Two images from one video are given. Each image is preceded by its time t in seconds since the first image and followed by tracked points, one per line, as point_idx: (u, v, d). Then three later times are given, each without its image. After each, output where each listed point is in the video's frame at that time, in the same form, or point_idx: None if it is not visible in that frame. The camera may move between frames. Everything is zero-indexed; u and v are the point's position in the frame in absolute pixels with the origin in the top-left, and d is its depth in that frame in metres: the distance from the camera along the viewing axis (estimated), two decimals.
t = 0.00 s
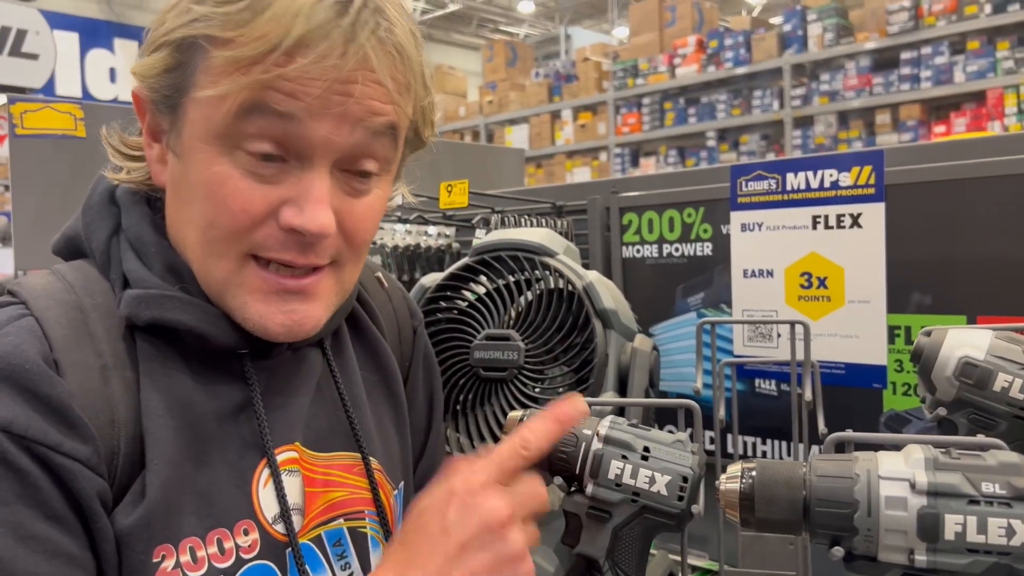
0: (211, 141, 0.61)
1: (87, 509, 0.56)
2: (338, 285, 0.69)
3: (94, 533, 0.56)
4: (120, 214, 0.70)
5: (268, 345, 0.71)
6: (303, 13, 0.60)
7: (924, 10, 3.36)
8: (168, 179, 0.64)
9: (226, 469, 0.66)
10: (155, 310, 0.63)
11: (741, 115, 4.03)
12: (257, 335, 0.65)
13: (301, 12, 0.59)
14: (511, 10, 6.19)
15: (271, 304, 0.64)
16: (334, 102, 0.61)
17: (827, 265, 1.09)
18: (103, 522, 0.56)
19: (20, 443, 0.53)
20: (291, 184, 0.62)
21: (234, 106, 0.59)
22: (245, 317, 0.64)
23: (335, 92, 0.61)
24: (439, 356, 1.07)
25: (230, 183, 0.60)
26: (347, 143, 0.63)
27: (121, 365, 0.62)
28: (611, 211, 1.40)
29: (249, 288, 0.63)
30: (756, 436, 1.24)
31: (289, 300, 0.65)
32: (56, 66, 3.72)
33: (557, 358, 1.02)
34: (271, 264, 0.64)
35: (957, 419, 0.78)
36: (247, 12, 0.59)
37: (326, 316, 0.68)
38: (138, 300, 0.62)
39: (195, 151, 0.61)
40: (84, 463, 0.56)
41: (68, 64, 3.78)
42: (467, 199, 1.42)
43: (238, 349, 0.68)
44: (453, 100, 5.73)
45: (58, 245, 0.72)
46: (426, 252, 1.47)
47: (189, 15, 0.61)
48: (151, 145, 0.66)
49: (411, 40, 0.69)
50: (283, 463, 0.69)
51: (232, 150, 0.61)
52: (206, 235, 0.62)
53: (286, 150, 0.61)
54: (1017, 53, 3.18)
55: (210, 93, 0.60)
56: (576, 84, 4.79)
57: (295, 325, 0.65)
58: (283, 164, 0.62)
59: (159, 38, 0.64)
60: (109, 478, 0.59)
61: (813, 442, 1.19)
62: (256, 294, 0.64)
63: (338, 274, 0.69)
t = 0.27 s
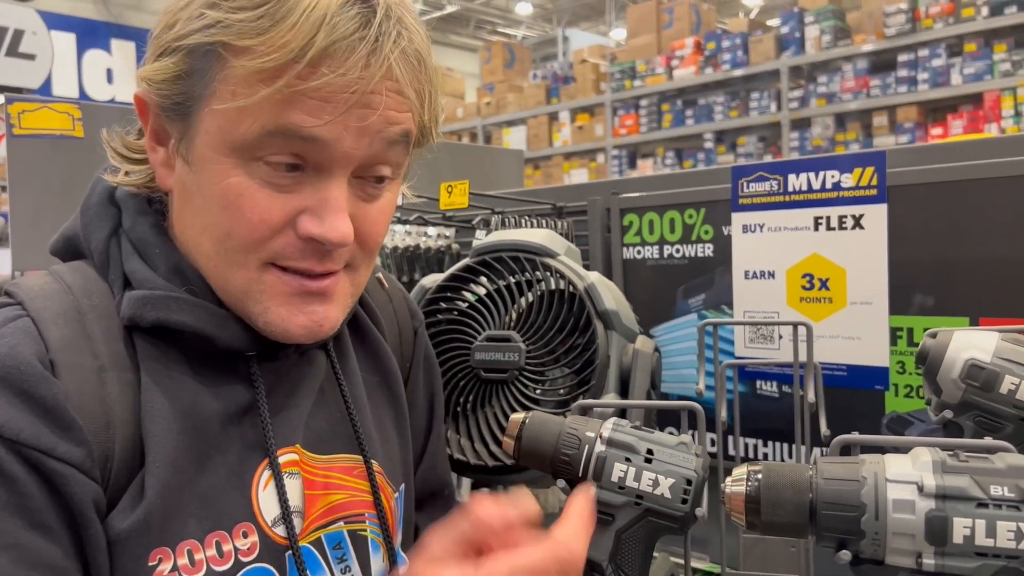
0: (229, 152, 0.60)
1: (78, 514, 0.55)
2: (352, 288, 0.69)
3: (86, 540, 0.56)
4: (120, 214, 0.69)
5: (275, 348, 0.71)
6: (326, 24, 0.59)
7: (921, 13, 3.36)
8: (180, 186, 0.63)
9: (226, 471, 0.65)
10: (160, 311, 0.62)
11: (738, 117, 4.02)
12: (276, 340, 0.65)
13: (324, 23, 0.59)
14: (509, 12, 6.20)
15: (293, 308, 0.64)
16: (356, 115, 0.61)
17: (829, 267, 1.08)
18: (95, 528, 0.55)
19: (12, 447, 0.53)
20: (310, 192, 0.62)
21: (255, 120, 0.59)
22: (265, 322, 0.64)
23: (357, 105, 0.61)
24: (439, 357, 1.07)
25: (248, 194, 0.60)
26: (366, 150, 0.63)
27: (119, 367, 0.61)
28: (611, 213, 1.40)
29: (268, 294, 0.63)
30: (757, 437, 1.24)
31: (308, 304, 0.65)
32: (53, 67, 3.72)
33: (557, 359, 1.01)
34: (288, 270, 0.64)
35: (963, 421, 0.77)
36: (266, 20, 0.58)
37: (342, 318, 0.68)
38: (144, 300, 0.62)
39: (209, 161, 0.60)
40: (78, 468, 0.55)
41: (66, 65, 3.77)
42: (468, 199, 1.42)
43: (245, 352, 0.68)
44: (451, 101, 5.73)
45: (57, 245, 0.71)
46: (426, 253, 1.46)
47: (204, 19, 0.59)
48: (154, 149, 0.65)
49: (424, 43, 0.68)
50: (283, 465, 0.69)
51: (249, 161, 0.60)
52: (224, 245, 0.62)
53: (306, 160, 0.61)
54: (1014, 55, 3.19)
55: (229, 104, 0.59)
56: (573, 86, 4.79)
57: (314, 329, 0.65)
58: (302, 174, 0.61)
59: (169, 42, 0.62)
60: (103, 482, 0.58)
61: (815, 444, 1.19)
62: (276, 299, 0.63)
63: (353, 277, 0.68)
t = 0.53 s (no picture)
0: (236, 149, 0.60)
1: (67, 522, 0.55)
2: (353, 291, 0.70)
3: (75, 549, 0.56)
4: (122, 215, 0.69)
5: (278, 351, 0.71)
6: (339, 24, 0.59)
7: (917, 16, 3.39)
8: (184, 182, 0.63)
9: (226, 474, 0.65)
10: (162, 314, 0.62)
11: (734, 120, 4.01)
12: (272, 341, 0.65)
13: (337, 23, 0.59)
14: (506, 14, 6.22)
15: (291, 309, 0.64)
16: (366, 115, 0.61)
17: (828, 268, 1.09)
18: (84, 537, 0.55)
19: (2, 456, 0.53)
20: (315, 193, 0.62)
21: (264, 117, 0.59)
22: (261, 323, 0.64)
23: (368, 105, 0.61)
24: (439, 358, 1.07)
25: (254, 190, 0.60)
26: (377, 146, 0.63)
27: (119, 371, 0.60)
28: (610, 214, 1.40)
29: (266, 294, 0.63)
30: (755, 438, 1.24)
31: (306, 306, 0.65)
32: (49, 68, 3.71)
33: (557, 361, 1.01)
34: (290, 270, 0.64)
35: (962, 422, 0.78)
36: (279, 19, 0.58)
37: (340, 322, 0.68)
38: (146, 302, 0.62)
39: (216, 159, 0.60)
40: (69, 476, 0.55)
41: (62, 66, 3.76)
42: (467, 200, 1.42)
43: (248, 355, 0.67)
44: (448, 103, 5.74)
45: (59, 246, 0.71)
46: (425, 254, 1.46)
47: (218, 17, 0.59)
48: (162, 148, 0.65)
49: (437, 47, 0.69)
50: (283, 467, 0.69)
51: (257, 159, 0.60)
52: (226, 241, 0.61)
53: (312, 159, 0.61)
54: (1009, 58, 3.20)
55: (239, 101, 0.59)
56: (570, 88, 4.80)
57: (312, 333, 0.65)
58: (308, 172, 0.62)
59: (179, 39, 0.61)
60: (96, 487, 0.58)
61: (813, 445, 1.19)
62: (274, 300, 0.64)
63: (354, 280, 0.69)
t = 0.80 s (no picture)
0: (241, 132, 0.61)
1: (69, 526, 0.55)
2: (346, 293, 0.69)
3: (76, 552, 0.55)
4: (123, 217, 0.69)
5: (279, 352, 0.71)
6: (350, 15, 0.61)
7: (912, 19, 3.40)
8: (189, 167, 0.64)
9: (226, 476, 0.65)
10: (164, 316, 0.62)
11: (731, 122, 4.04)
12: (259, 334, 0.64)
13: (349, 13, 0.61)
14: (503, 16, 6.22)
15: (278, 302, 0.64)
16: (368, 107, 0.62)
17: (826, 271, 1.09)
18: (85, 541, 0.55)
19: (4, 459, 0.52)
20: (314, 183, 0.62)
21: (269, 100, 0.60)
22: (248, 312, 0.63)
23: (371, 97, 0.62)
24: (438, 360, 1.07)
25: (252, 173, 0.60)
26: (377, 141, 0.63)
27: (120, 373, 0.61)
28: (608, 216, 1.40)
29: (256, 283, 0.63)
30: (753, 441, 1.25)
31: (294, 300, 0.64)
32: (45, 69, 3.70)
33: (555, 363, 1.01)
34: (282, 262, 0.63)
35: (958, 425, 0.78)
36: (295, 7, 0.60)
37: (329, 322, 0.67)
38: (148, 304, 0.62)
39: (221, 141, 0.61)
40: (70, 479, 0.55)
41: (57, 67, 3.75)
42: (465, 203, 1.42)
43: (248, 356, 0.68)
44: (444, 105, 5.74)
45: (60, 248, 0.71)
46: (423, 256, 1.46)
47: (237, 3, 0.61)
48: (173, 133, 0.67)
49: (449, 53, 0.70)
50: (284, 470, 0.69)
51: (260, 143, 0.61)
52: (221, 225, 0.62)
53: (311, 147, 0.62)
54: (1005, 61, 3.21)
55: (245, 83, 0.60)
56: (567, 90, 4.81)
57: (296, 328, 0.65)
58: (308, 162, 0.62)
59: (200, 25, 0.63)
60: (97, 491, 0.58)
61: (810, 448, 1.19)
62: (262, 291, 0.63)
63: (347, 282, 0.68)
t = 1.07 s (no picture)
0: (242, 134, 0.61)
1: (70, 525, 0.54)
2: (348, 294, 0.69)
3: (77, 553, 0.55)
4: (123, 218, 0.69)
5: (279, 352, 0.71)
6: (352, 18, 0.61)
7: (910, 21, 3.41)
8: (190, 169, 0.64)
9: (227, 477, 0.65)
10: (165, 317, 0.62)
11: (728, 124, 4.05)
12: (259, 336, 0.65)
13: (351, 16, 0.61)
14: (501, 18, 6.23)
15: (279, 303, 0.64)
16: (371, 110, 0.62)
17: (823, 273, 1.10)
18: (86, 541, 0.55)
19: (4, 458, 0.52)
20: (316, 185, 0.62)
21: (271, 102, 0.60)
22: (249, 314, 0.64)
23: (373, 100, 0.62)
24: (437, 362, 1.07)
25: (254, 175, 0.60)
26: (378, 143, 0.63)
27: (121, 374, 0.60)
28: (606, 217, 1.40)
29: (256, 284, 0.63)
30: (751, 442, 1.25)
31: (294, 302, 0.64)
32: (42, 69, 3.70)
33: (553, 364, 1.01)
34: (283, 264, 0.63)
35: (957, 426, 0.78)
36: (296, 10, 0.60)
37: (329, 324, 0.67)
38: (149, 305, 0.62)
39: (222, 143, 0.61)
40: (71, 479, 0.54)
41: (55, 67, 3.75)
42: (464, 204, 1.42)
43: (249, 357, 0.68)
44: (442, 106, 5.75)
45: (60, 249, 0.71)
46: (421, 257, 1.46)
47: (237, 6, 0.61)
48: (173, 135, 0.67)
49: (450, 56, 0.70)
50: (284, 470, 0.69)
51: (262, 145, 0.61)
52: (222, 226, 0.62)
53: (313, 149, 0.62)
54: (1002, 64, 3.21)
55: (247, 86, 0.60)
56: (565, 92, 4.81)
57: (297, 330, 0.65)
58: (310, 164, 0.62)
59: (200, 28, 0.64)
60: (98, 491, 0.58)
61: (808, 449, 1.19)
62: (263, 292, 0.63)
63: (348, 283, 0.68)
